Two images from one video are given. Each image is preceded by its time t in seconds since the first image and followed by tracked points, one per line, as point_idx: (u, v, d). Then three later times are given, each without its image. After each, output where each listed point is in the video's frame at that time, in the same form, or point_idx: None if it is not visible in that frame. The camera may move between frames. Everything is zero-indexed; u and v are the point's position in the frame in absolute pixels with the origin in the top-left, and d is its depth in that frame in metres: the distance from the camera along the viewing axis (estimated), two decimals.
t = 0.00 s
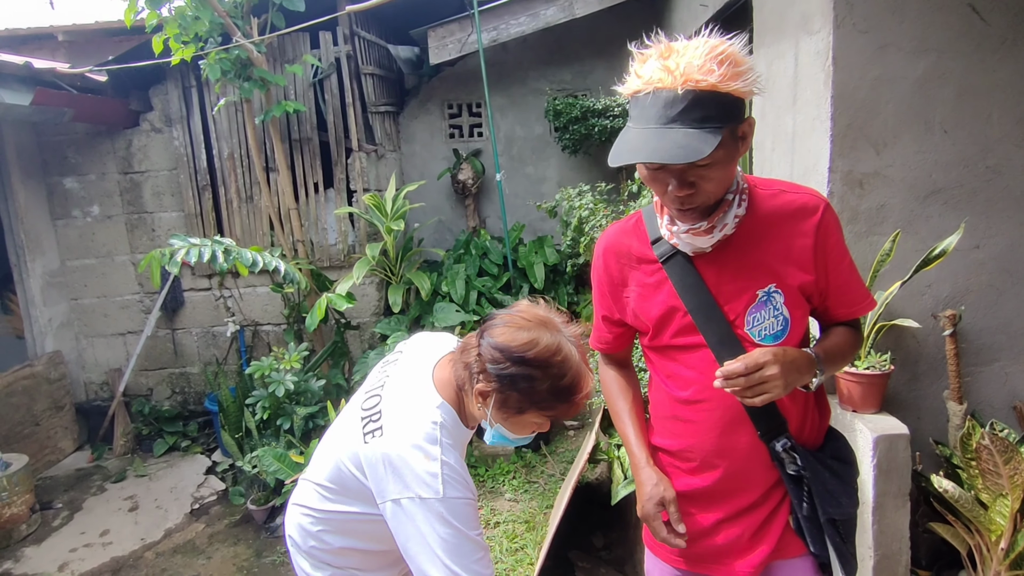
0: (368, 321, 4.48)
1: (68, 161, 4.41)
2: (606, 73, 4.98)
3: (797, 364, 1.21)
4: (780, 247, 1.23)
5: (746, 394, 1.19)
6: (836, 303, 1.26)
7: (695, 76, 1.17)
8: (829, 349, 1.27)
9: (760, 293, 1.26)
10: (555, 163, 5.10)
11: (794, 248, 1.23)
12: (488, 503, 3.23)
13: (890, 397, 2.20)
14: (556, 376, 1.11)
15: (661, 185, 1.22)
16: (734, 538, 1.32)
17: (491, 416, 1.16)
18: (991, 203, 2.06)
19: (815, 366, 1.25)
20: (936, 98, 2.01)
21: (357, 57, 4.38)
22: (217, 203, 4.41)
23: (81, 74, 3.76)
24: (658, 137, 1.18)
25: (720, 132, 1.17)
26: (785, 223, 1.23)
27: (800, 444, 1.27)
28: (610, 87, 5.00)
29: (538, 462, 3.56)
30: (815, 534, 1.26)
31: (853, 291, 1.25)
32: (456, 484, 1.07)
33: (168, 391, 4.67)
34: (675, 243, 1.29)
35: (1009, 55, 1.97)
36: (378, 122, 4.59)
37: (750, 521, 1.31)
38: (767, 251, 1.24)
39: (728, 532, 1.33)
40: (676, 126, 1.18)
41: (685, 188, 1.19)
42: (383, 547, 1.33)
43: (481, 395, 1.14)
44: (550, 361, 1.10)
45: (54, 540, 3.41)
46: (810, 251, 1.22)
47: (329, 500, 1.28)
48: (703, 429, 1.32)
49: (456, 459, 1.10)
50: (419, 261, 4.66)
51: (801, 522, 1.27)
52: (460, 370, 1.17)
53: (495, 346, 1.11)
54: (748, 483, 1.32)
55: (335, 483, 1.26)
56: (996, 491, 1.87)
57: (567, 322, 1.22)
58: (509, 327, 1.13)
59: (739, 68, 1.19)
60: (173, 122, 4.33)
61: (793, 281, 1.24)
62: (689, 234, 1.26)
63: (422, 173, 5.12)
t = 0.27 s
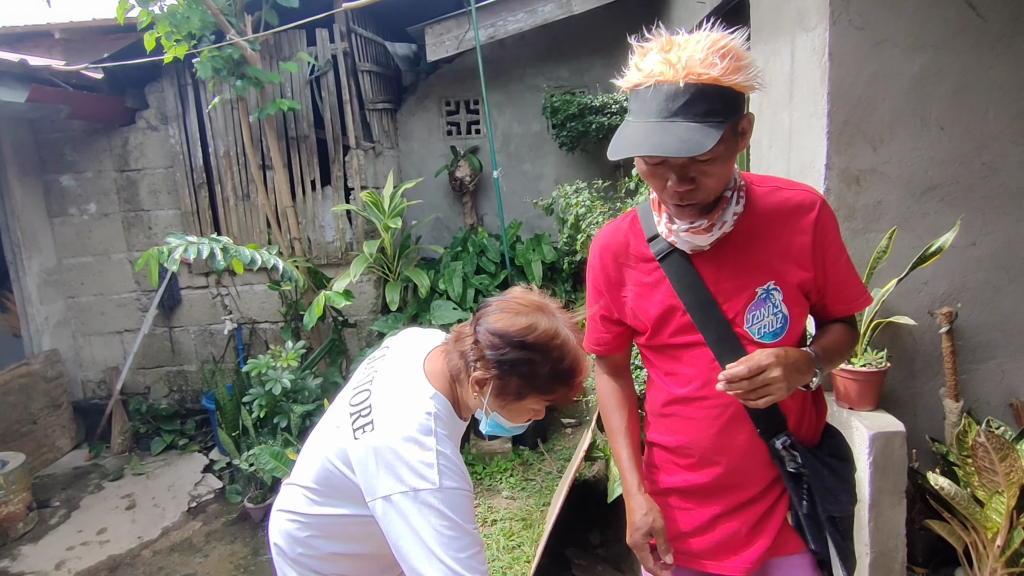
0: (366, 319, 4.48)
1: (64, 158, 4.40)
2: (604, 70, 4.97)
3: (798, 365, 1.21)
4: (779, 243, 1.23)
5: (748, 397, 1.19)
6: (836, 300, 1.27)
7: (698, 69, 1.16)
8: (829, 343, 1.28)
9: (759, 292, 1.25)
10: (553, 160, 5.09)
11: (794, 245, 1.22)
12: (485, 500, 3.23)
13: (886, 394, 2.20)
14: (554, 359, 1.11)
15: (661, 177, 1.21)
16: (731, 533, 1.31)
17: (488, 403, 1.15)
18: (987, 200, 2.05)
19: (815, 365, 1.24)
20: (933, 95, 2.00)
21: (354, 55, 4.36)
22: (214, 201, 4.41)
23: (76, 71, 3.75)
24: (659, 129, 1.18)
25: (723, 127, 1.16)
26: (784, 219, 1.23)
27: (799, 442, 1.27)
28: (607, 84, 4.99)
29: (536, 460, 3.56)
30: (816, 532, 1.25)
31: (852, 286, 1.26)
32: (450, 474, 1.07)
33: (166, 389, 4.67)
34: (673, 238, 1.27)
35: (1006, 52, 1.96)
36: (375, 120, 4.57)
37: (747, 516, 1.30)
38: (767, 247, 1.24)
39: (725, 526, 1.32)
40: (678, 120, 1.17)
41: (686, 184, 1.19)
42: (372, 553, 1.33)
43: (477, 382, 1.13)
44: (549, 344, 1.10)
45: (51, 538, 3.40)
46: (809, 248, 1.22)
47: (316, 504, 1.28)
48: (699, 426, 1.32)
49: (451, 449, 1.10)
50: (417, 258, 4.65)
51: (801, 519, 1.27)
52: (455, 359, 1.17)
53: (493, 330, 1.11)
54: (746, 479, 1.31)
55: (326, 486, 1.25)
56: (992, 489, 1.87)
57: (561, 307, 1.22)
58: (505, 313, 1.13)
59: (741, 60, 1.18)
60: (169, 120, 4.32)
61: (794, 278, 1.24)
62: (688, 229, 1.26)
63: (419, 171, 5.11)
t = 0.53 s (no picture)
0: (366, 318, 4.47)
1: (64, 156, 4.39)
2: (604, 69, 4.96)
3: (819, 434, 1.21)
4: (789, 289, 1.20)
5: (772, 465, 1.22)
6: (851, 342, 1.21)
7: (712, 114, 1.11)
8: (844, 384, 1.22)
9: (768, 336, 1.24)
10: (553, 159, 5.08)
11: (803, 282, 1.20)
12: (486, 499, 3.22)
13: (888, 394, 2.20)
14: (562, 351, 1.12)
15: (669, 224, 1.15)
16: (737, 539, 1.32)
17: (494, 397, 1.15)
18: (990, 200, 2.05)
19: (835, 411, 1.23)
20: (936, 94, 1.99)
21: (354, 53, 4.35)
22: (214, 198, 4.40)
23: (76, 68, 3.74)
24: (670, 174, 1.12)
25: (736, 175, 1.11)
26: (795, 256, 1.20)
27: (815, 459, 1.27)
28: (608, 82, 4.98)
29: (536, 459, 3.56)
30: (839, 541, 1.25)
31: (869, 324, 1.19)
32: (454, 468, 1.06)
33: (165, 387, 4.66)
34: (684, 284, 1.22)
35: (1009, 51, 1.96)
36: (376, 118, 4.56)
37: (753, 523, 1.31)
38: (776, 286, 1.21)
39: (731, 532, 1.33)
40: (688, 165, 1.11)
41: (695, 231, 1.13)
42: (373, 557, 1.33)
43: (482, 375, 1.13)
44: (556, 335, 1.11)
45: (50, 537, 3.40)
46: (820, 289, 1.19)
47: (319, 506, 1.27)
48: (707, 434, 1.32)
49: (455, 443, 1.09)
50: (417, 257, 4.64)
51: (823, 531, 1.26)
52: (460, 353, 1.17)
53: (500, 322, 1.10)
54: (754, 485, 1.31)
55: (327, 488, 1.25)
56: (994, 489, 1.86)
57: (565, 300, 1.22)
58: (510, 304, 1.12)
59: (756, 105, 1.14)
60: (169, 117, 4.31)
61: (804, 316, 1.21)
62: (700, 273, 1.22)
63: (420, 169, 5.10)
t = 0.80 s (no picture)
0: (365, 316, 4.47)
1: (63, 153, 4.39)
2: (604, 68, 4.96)
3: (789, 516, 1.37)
4: (794, 417, 1.32)
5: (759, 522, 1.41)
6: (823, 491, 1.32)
7: (735, 258, 1.18)
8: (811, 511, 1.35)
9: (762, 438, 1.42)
10: (553, 158, 5.08)
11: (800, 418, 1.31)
12: (484, 498, 3.23)
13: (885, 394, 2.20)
14: (557, 345, 1.10)
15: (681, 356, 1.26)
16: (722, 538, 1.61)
17: (489, 391, 1.15)
18: (989, 200, 2.05)
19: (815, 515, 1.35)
20: (935, 94, 2.00)
21: (354, 50, 4.35)
22: (213, 196, 4.40)
23: (75, 65, 3.73)
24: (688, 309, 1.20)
25: (760, 320, 1.18)
26: (800, 395, 1.31)
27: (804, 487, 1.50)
28: (608, 81, 4.98)
29: (535, 458, 3.57)
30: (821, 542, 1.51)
31: (840, 491, 1.31)
32: (447, 468, 1.07)
33: (165, 385, 4.66)
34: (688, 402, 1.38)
35: (1008, 51, 1.96)
36: (375, 116, 4.56)
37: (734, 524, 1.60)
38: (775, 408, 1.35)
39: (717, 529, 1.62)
40: (711, 308, 1.18)
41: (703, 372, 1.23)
42: (376, 554, 1.34)
43: (476, 368, 1.13)
44: (552, 329, 1.09)
45: (49, 534, 3.40)
46: (819, 431, 1.29)
47: (321, 501, 1.28)
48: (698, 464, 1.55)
49: (449, 441, 1.10)
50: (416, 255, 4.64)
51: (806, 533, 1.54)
52: (456, 346, 1.17)
53: (495, 316, 1.09)
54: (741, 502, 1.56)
55: (328, 483, 1.25)
56: (991, 488, 1.86)
57: (566, 294, 1.21)
58: (507, 297, 1.12)
59: (783, 246, 1.20)
60: (168, 115, 4.31)
61: (791, 444, 1.34)
62: (708, 396, 1.35)
63: (419, 168, 5.10)
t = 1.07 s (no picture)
0: (364, 313, 4.47)
1: (61, 150, 4.38)
2: (603, 66, 4.95)
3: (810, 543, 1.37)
4: (802, 439, 1.31)
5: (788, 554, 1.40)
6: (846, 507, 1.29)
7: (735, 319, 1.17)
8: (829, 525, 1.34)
9: (769, 456, 1.39)
10: (552, 155, 5.08)
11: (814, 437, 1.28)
12: (482, 495, 3.23)
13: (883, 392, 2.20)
14: (526, 330, 1.08)
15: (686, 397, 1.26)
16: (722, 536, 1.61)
17: (463, 372, 1.16)
18: (988, 197, 2.05)
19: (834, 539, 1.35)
20: (934, 92, 1.99)
21: (352, 47, 4.34)
22: (211, 193, 4.39)
23: (72, 62, 3.72)
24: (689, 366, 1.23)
25: (762, 377, 1.19)
26: (812, 416, 1.27)
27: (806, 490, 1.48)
28: (607, 79, 4.98)
29: (533, 455, 3.56)
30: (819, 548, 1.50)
31: (864, 505, 1.27)
32: (416, 455, 1.11)
33: (163, 382, 4.65)
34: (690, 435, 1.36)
35: (1007, 49, 1.95)
36: (374, 113, 4.55)
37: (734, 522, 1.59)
38: (787, 428, 1.32)
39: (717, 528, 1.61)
40: (712, 367, 1.20)
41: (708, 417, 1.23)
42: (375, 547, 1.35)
43: (450, 347, 1.14)
44: (522, 312, 1.07)
45: (46, 531, 3.39)
46: (832, 454, 1.28)
47: (322, 492, 1.29)
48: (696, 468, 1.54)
49: (422, 429, 1.13)
50: (415, 253, 4.64)
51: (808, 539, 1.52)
52: (434, 324, 1.19)
53: (468, 295, 1.09)
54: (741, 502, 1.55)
55: (321, 470, 1.27)
56: (990, 486, 1.86)
57: (550, 278, 1.20)
58: (481, 276, 1.11)
59: (786, 304, 1.19)
60: (166, 112, 4.30)
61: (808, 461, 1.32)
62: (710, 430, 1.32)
63: (418, 165, 5.09)
